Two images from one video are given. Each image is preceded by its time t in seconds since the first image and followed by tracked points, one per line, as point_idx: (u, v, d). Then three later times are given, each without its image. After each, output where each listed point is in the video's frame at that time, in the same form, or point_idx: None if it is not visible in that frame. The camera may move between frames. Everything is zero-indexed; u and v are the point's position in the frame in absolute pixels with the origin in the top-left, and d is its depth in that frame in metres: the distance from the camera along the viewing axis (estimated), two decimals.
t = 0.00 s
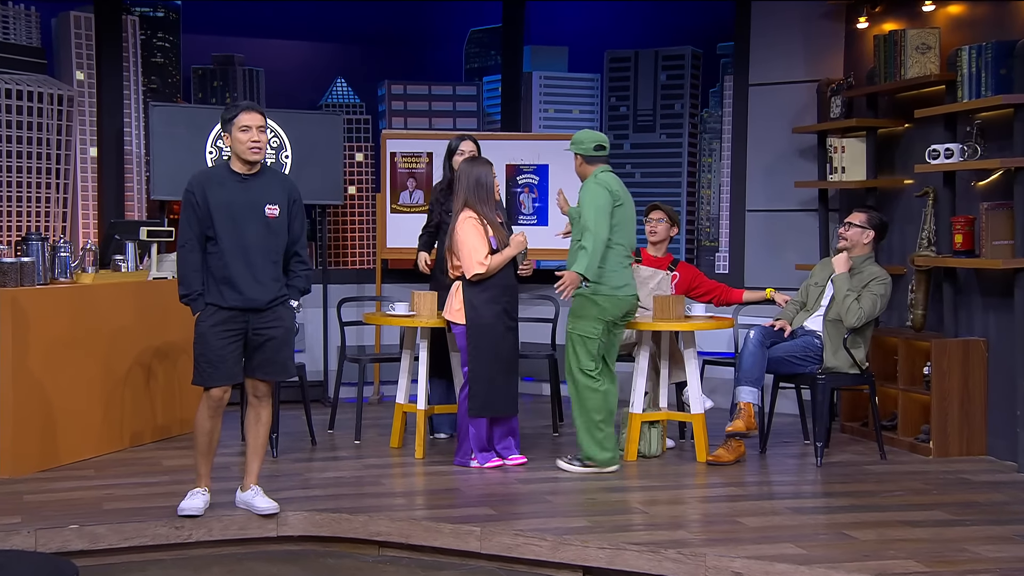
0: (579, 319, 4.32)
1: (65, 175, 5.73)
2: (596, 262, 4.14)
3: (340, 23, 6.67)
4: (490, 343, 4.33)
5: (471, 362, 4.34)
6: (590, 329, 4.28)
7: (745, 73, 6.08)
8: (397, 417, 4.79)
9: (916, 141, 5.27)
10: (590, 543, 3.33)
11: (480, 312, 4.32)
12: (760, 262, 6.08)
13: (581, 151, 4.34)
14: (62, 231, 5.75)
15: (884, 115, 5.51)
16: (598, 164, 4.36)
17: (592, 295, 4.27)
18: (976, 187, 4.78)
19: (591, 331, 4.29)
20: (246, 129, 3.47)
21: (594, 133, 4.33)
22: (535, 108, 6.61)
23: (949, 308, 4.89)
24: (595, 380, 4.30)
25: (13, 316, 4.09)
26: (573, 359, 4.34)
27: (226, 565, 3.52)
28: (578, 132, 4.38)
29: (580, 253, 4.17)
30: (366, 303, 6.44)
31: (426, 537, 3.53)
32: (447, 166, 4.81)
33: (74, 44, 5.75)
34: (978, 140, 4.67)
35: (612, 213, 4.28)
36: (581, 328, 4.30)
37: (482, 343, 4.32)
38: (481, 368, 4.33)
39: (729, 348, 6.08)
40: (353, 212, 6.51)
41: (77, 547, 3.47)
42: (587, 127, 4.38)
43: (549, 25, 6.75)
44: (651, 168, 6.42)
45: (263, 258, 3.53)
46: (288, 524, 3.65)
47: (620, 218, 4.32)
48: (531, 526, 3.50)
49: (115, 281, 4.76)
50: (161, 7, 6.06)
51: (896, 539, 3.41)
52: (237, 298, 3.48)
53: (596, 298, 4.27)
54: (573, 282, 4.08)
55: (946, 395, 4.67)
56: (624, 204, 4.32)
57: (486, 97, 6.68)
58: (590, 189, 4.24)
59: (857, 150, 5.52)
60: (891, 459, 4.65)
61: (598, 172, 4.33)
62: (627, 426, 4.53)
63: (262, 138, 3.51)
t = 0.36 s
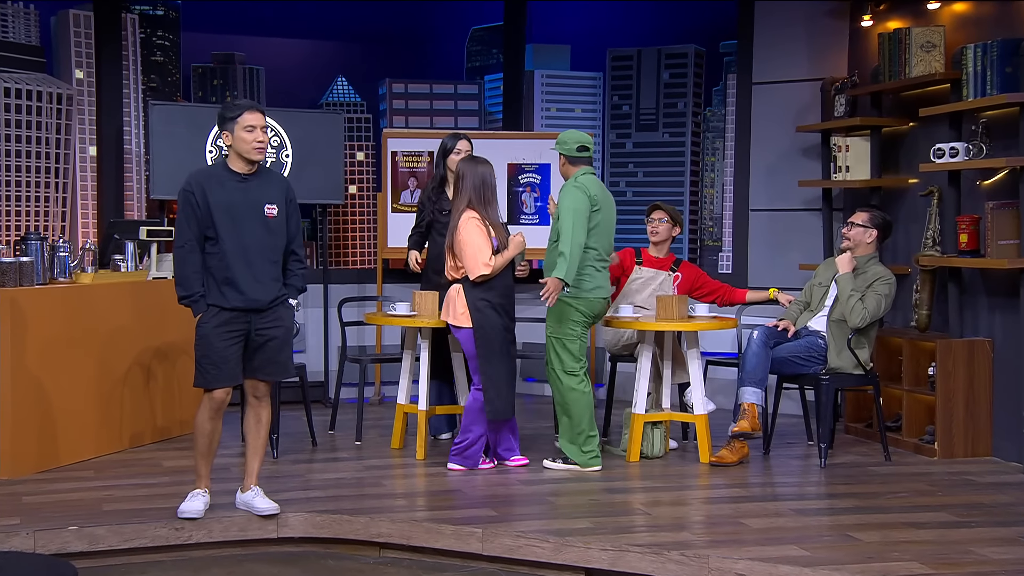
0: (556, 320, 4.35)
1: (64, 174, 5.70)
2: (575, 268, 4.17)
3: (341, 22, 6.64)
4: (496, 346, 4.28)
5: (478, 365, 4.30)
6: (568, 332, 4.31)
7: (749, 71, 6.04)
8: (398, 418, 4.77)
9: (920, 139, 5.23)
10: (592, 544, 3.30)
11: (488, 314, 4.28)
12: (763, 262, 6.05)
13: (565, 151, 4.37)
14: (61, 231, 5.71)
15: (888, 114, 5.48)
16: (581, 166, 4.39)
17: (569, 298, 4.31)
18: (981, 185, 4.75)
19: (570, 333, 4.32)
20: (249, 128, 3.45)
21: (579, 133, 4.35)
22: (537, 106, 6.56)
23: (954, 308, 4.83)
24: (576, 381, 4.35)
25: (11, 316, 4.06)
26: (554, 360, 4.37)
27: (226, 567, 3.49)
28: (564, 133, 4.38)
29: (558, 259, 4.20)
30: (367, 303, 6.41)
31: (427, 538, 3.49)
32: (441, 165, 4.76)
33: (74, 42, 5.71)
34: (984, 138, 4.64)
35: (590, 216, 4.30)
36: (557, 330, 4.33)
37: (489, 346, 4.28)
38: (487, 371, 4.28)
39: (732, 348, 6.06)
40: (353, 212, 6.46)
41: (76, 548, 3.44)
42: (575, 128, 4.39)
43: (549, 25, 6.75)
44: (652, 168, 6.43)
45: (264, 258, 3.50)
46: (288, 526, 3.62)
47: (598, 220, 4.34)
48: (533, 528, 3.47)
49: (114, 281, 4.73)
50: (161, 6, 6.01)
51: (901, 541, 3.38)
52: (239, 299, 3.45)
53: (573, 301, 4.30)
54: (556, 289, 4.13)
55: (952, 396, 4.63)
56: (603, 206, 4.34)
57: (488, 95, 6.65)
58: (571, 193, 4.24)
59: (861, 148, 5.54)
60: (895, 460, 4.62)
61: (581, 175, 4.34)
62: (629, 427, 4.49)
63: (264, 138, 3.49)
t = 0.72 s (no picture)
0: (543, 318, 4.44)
1: (63, 174, 5.68)
2: (565, 271, 4.31)
3: (341, 21, 6.61)
4: (489, 347, 4.27)
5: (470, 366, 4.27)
6: (554, 327, 4.40)
7: (750, 70, 6.03)
8: (397, 419, 4.75)
9: (923, 138, 5.21)
10: (593, 545, 3.28)
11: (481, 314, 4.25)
12: (764, 262, 6.03)
13: (557, 155, 4.45)
14: (59, 231, 5.69)
15: (890, 113, 5.47)
16: (567, 171, 4.51)
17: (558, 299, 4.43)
18: (984, 185, 4.73)
19: (558, 329, 4.42)
20: (248, 129, 3.50)
21: (574, 142, 4.42)
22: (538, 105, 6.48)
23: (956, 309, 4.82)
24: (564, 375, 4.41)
25: (10, 316, 4.03)
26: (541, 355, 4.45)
27: (225, 568, 3.47)
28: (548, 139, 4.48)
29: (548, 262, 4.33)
30: (367, 304, 6.39)
31: (427, 539, 3.48)
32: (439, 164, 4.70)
33: (72, 41, 5.71)
34: (986, 138, 4.62)
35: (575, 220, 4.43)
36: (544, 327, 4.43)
37: (482, 347, 4.26)
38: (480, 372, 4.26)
39: (733, 348, 6.04)
40: (353, 211, 6.43)
41: (75, 549, 3.42)
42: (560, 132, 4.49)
43: (549, 25, 6.73)
44: (653, 167, 6.40)
45: (254, 256, 3.50)
46: (287, 527, 3.60)
47: (583, 224, 4.48)
48: (534, 529, 3.45)
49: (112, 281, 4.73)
50: (161, 5, 5.96)
51: (903, 542, 3.36)
52: (232, 297, 3.43)
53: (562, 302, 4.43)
54: (559, 296, 4.29)
55: (954, 397, 4.61)
56: (587, 211, 4.48)
57: (488, 95, 6.64)
58: (556, 199, 4.37)
59: (863, 148, 5.52)
60: (897, 461, 4.60)
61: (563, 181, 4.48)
62: (630, 428, 4.48)
63: (256, 139, 3.52)
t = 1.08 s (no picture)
0: (541, 314, 4.57)
1: (62, 174, 5.68)
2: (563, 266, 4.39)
3: (341, 20, 6.59)
4: (484, 349, 4.25)
5: (466, 368, 4.23)
6: (552, 325, 4.55)
7: (751, 69, 6.02)
8: (397, 419, 4.75)
9: (924, 137, 5.20)
10: (593, 546, 3.26)
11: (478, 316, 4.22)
12: (765, 261, 6.02)
13: (552, 152, 4.52)
14: (58, 231, 5.69)
15: (891, 113, 5.46)
16: (559, 168, 4.59)
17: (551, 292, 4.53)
18: (985, 185, 4.71)
19: (555, 327, 4.56)
20: (220, 130, 3.56)
21: (567, 140, 4.53)
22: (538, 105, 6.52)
23: (957, 309, 4.80)
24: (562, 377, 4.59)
25: (8, 315, 4.01)
26: (538, 352, 4.59)
27: (223, 569, 3.45)
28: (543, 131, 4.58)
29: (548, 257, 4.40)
30: (367, 304, 6.38)
31: (427, 540, 3.46)
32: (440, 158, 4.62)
33: (71, 40, 5.71)
34: (987, 137, 4.60)
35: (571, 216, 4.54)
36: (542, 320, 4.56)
37: (477, 349, 4.23)
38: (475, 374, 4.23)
39: (734, 348, 6.03)
40: (353, 211, 6.42)
41: (74, 550, 3.41)
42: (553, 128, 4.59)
43: (550, 25, 6.71)
44: (654, 167, 6.40)
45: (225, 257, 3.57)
46: (287, 527, 3.59)
47: (578, 221, 4.61)
48: (534, 529, 3.44)
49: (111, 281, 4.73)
50: (159, 4, 5.95)
51: (904, 543, 3.34)
52: (207, 298, 3.48)
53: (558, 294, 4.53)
54: (551, 287, 4.33)
55: (955, 397, 4.60)
56: (580, 208, 4.61)
57: (488, 94, 6.63)
58: (554, 195, 4.47)
59: (864, 148, 5.49)
60: (899, 462, 4.59)
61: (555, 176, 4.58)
62: (631, 428, 4.46)
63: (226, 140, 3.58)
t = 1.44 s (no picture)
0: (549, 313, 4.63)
1: (61, 173, 5.67)
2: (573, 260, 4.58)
3: (341, 20, 6.57)
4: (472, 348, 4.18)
5: (456, 367, 4.17)
6: (562, 324, 4.64)
7: (751, 69, 6.01)
8: (397, 419, 4.74)
9: (925, 137, 5.20)
10: (594, 546, 3.25)
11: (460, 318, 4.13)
12: (765, 261, 6.02)
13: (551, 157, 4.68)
14: (57, 231, 5.68)
15: (892, 113, 5.45)
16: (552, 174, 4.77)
17: (553, 289, 4.62)
18: (986, 185, 4.71)
19: (560, 325, 4.64)
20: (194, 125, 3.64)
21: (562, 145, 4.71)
22: (537, 105, 6.53)
23: (958, 309, 4.80)
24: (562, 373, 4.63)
25: (8, 315, 4.01)
26: (543, 350, 4.62)
27: (223, 569, 3.45)
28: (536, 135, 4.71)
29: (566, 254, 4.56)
30: (367, 304, 6.38)
31: (427, 540, 3.45)
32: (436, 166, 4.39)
33: (70, 40, 5.73)
34: (988, 137, 4.59)
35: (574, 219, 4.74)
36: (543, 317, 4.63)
37: (464, 347, 4.16)
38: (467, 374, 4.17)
39: (734, 348, 6.03)
40: (352, 211, 6.42)
41: (73, 550, 3.40)
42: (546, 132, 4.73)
43: (550, 25, 6.69)
44: (654, 167, 6.40)
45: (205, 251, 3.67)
46: (286, 527, 3.58)
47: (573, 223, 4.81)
48: (534, 530, 3.43)
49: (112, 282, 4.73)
50: (159, 3, 5.95)
51: (905, 543, 3.34)
52: (194, 291, 3.58)
53: (560, 291, 4.63)
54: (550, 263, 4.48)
55: (956, 398, 4.59)
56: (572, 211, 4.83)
57: (488, 94, 6.61)
58: (566, 200, 4.65)
59: (864, 147, 5.46)
60: (899, 462, 4.58)
61: (550, 181, 4.75)
62: (630, 429, 4.46)
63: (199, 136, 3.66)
